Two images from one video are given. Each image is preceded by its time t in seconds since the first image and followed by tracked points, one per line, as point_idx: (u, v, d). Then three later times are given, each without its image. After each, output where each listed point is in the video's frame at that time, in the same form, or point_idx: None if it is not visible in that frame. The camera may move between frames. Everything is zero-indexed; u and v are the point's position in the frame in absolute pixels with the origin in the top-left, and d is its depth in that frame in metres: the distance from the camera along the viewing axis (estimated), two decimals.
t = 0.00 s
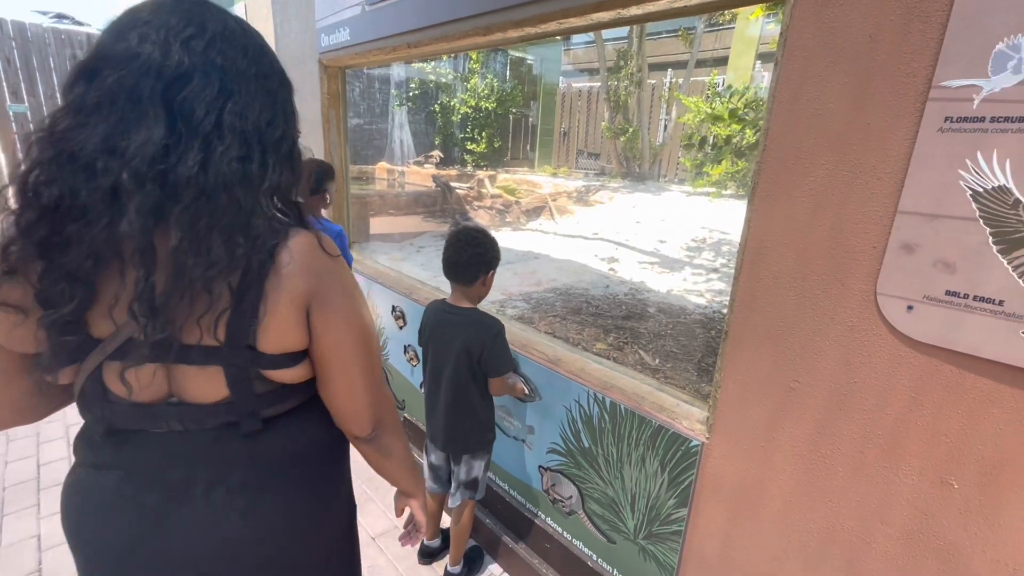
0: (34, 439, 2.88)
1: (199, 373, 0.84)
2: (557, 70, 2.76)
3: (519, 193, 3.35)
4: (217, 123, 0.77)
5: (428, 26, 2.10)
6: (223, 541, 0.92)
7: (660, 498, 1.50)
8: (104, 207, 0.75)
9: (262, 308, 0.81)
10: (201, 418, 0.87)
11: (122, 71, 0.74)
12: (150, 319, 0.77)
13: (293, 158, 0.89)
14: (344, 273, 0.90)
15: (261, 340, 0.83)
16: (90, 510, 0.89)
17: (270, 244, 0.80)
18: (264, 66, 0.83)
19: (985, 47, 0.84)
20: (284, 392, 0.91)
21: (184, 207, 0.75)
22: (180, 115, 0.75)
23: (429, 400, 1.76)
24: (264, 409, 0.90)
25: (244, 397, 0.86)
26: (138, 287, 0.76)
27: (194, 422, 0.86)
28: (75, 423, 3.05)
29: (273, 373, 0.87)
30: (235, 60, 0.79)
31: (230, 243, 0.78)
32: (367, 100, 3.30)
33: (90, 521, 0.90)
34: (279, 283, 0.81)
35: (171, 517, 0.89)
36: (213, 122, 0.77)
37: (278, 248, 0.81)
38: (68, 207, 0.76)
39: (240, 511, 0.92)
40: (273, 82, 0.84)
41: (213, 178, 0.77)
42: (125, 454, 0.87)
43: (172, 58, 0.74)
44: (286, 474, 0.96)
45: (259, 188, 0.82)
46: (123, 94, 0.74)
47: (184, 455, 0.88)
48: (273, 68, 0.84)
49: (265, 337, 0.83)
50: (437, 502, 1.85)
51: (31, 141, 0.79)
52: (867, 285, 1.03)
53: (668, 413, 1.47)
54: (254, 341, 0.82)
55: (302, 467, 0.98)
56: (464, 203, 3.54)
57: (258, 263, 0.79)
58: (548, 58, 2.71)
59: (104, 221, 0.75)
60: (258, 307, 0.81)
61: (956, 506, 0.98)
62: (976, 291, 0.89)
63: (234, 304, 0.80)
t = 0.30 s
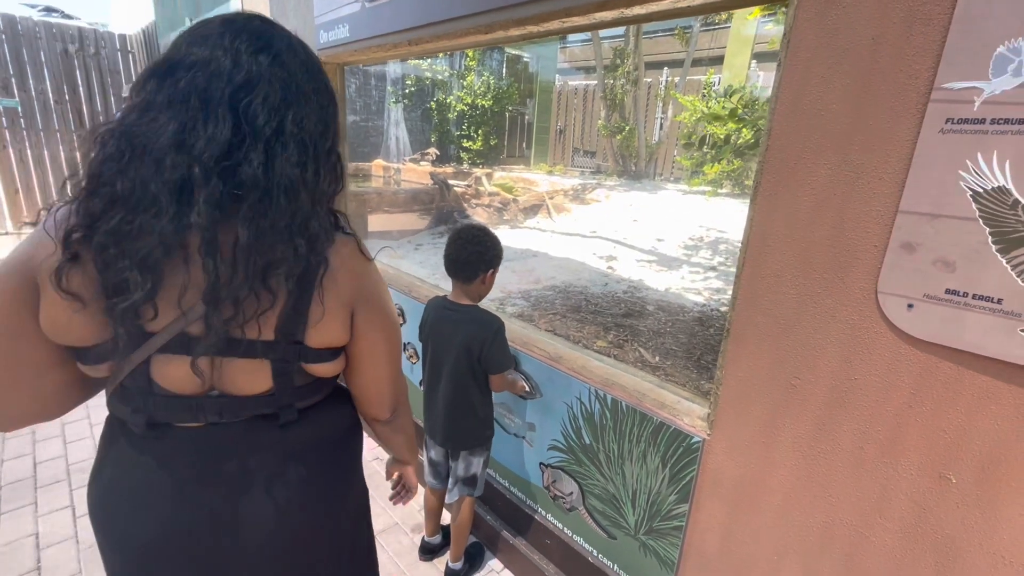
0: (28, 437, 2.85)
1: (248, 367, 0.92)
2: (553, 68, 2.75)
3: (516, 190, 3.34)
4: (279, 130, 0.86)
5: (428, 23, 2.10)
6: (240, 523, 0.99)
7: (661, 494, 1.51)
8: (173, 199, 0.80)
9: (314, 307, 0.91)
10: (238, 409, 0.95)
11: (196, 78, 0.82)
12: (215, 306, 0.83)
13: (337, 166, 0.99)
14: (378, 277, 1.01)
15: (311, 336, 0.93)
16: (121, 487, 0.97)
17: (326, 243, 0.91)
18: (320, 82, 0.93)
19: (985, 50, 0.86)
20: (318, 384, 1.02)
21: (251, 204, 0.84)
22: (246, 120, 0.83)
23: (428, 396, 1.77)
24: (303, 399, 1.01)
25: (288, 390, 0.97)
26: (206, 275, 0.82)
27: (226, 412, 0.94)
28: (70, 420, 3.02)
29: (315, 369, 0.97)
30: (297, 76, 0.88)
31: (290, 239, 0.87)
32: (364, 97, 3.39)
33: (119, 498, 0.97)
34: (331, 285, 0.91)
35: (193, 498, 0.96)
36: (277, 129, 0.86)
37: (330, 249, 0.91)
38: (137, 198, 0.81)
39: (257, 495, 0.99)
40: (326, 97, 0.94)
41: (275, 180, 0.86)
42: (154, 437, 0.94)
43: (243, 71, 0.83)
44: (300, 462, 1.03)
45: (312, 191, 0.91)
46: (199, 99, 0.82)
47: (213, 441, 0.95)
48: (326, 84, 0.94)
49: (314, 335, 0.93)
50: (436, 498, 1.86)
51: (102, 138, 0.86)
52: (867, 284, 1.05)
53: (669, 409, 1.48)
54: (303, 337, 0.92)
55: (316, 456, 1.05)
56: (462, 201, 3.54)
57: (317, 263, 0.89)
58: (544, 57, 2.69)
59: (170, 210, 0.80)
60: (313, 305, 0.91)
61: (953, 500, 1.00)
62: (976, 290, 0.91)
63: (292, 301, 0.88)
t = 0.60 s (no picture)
0: (32, 432, 2.85)
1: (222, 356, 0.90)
2: (553, 67, 2.74)
3: (517, 189, 3.31)
4: (271, 130, 0.86)
5: (434, 21, 2.10)
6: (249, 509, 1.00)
7: (668, 490, 1.52)
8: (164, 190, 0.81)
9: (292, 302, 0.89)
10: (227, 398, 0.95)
11: (195, 75, 0.83)
12: (199, 296, 0.83)
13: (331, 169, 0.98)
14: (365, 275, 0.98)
15: (289, 329, 0.91)
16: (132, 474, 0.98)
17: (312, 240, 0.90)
18: (318, 85, 0.92)
19: (998, 50, 0.86)
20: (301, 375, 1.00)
21: (239, 198, 0.83)
22: (239, 117, 0.84)
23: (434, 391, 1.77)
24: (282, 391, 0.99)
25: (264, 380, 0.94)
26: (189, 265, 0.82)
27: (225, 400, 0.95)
28: (73, 416, 3.02)
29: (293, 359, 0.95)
30: (297, 80, 0.89)
31: (274, 235, 0.86)
32: (365, 94, 3.35)
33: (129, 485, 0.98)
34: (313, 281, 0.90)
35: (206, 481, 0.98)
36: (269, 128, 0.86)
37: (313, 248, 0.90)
38: (130, 187, 0.82)
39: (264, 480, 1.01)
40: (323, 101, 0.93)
41: (265, 177, 0.85)
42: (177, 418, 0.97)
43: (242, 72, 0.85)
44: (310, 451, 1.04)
45: (303, 191, 0.90)
46: (196, 96, 0.83)
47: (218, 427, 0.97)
48: (326, 88, 0.94)
49: (290, 328, 0.91)
50: (441, 494, 1.87)
51: (105, 129, 0.86)
52: (877, 282, 1.06)
53: (676, 406, 1.49)
54: (279, 330, 0.90)
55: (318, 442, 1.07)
56: (464, 199, 3.51)
57: (297, 260, 0.87)
58: (544, 55, 2.68)
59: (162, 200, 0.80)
60: (293, 300, 0.89)
61: (962, 497, 1.01)
62: (986, 289, 0.92)
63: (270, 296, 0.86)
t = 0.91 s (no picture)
0: (45, 426, 2.87)
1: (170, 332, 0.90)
2: (559, 64, 2.74)
3: (524, 186, 3.43)
4: (207, 108, 0.82)
5: (444, 17, 2.10)
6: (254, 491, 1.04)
7: (678, 486, 1.52)
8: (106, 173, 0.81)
9: (234, 275, 0.86)
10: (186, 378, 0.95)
11: (125, 56, 0.80)
12: (145, 273, 0.84)
13: (276, 144, 0.94)
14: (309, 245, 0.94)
15: (232, 305, 0.89)
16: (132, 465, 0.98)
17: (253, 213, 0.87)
18: (254, 60, 0.87)
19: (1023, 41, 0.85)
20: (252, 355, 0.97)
21: (176, 177, 0.81)
22: (172, 95, 0.80)
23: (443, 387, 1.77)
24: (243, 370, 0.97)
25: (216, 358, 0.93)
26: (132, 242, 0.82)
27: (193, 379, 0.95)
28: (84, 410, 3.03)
29: (237, 336, 0.92)
30: (232, 55, 0.84)
31: (212, 211, 0.83)
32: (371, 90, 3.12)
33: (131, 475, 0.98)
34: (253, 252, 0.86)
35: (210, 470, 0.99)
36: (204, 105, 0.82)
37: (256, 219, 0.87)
38: (73, 172, 0.82)
39: (261, 460, 1.03)
40: (263, 77, 0.89)
41: (202, 155, 0.82)
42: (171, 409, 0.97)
43: (170, 50, 0.80)
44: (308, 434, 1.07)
45: (244, 167, 0.87)
46: (127, 80, 0.79)
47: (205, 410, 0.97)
48: (262, 63, 0.89)
49: (231, 303, 0.89)
50: (450, 489, 1.86)
51: (45, 117, 0.86)
52: (894, 277, 1.05)
53: (687, 402, 1.49)
54: (222, 305, 0.88)
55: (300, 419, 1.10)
56: (471, 195, 3.55)
57: (237, 233, 0.84)
58: (551, 52, 2.65)
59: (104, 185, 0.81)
60: (233, 272, 0.86)
61: (979, 493, 1.00)
62: (1006, 283, 0.91)
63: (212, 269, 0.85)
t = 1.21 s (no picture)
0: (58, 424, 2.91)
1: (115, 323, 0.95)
2: (569, 62, 2.73)
3: (532, 185, 3.37)
4: (133, 104, 0.85)
5: (451, 16, 2.10)
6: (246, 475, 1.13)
7: (685, 491, 1.49)
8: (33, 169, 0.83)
9: (176, 261, 0.91)
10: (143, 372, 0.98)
11: (52, 57, 0.82)
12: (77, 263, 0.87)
13: (209, 140, 0.97)
14: (252, 235, 0.99)
15: (174, 293, 0.94)
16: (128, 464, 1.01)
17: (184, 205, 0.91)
18: (183, 61, 0.91)
19: None
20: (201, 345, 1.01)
21: (104, 171, 0.84)
22: (99, 93, 0.83)
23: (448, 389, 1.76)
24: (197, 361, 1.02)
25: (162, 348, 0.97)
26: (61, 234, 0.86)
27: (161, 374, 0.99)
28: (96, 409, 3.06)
29: (184, 324, 0.97)
30: (162, 56, 0.88)
31: (142, 201, 0.87)
32: (380, 90, 3.17)
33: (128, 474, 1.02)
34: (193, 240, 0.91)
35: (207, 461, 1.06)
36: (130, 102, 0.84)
37: (191, 207, 0.92)
38: None
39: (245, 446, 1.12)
40: (193, 77, 0.92)
41: (129, 148, 0.85)
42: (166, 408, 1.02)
43: (97, 52, 0.83)
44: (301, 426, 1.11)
45: (174, 160, 0.90)
46: (54, 79, 0.82)
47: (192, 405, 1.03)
48: (192, 64, 0.92)
49: (173, 290, 0.93)
50: (455, 491, 1.85)
51: None
52: (907, 281, 1.02)
53: (695, 405, 1.46)
54: (165, 293, 0.93)
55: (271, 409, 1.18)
56: (478, 194, 3.49)
57: (172, 221, 0.89)
58: (560, 50, 2.67)
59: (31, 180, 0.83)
60: (173, 257, 0.91)
61: (996, 504, 0.97)
62: None
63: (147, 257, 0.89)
